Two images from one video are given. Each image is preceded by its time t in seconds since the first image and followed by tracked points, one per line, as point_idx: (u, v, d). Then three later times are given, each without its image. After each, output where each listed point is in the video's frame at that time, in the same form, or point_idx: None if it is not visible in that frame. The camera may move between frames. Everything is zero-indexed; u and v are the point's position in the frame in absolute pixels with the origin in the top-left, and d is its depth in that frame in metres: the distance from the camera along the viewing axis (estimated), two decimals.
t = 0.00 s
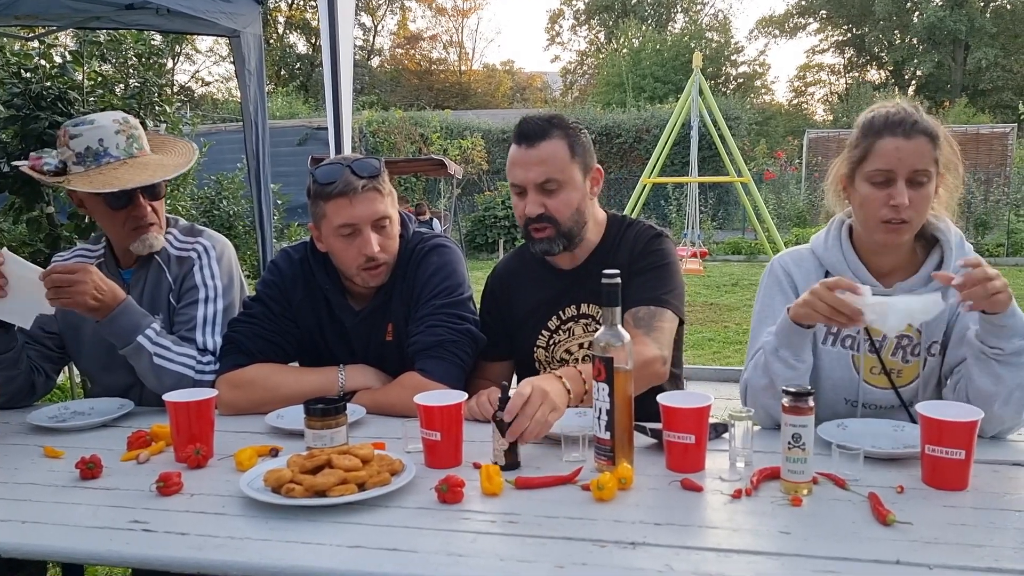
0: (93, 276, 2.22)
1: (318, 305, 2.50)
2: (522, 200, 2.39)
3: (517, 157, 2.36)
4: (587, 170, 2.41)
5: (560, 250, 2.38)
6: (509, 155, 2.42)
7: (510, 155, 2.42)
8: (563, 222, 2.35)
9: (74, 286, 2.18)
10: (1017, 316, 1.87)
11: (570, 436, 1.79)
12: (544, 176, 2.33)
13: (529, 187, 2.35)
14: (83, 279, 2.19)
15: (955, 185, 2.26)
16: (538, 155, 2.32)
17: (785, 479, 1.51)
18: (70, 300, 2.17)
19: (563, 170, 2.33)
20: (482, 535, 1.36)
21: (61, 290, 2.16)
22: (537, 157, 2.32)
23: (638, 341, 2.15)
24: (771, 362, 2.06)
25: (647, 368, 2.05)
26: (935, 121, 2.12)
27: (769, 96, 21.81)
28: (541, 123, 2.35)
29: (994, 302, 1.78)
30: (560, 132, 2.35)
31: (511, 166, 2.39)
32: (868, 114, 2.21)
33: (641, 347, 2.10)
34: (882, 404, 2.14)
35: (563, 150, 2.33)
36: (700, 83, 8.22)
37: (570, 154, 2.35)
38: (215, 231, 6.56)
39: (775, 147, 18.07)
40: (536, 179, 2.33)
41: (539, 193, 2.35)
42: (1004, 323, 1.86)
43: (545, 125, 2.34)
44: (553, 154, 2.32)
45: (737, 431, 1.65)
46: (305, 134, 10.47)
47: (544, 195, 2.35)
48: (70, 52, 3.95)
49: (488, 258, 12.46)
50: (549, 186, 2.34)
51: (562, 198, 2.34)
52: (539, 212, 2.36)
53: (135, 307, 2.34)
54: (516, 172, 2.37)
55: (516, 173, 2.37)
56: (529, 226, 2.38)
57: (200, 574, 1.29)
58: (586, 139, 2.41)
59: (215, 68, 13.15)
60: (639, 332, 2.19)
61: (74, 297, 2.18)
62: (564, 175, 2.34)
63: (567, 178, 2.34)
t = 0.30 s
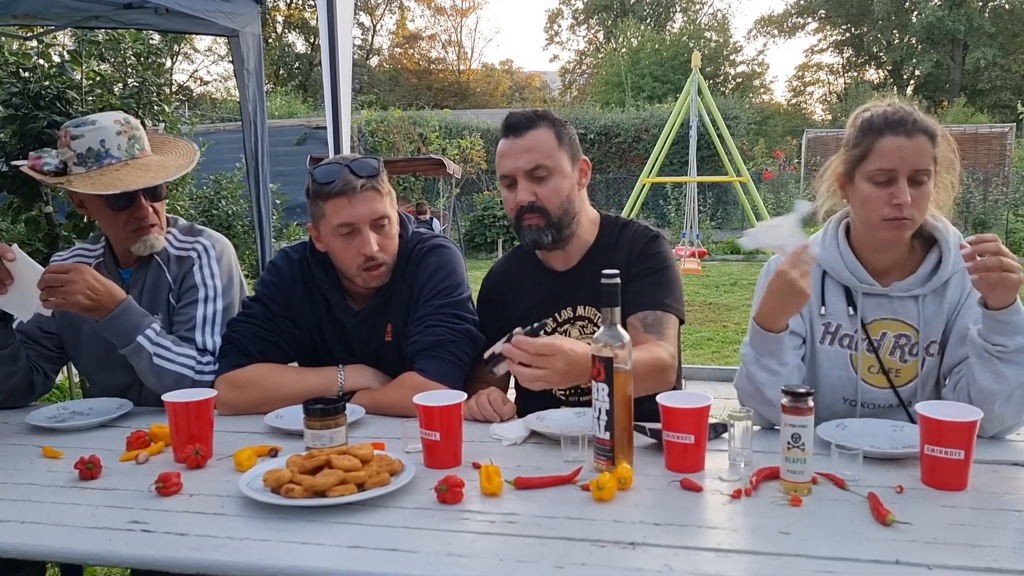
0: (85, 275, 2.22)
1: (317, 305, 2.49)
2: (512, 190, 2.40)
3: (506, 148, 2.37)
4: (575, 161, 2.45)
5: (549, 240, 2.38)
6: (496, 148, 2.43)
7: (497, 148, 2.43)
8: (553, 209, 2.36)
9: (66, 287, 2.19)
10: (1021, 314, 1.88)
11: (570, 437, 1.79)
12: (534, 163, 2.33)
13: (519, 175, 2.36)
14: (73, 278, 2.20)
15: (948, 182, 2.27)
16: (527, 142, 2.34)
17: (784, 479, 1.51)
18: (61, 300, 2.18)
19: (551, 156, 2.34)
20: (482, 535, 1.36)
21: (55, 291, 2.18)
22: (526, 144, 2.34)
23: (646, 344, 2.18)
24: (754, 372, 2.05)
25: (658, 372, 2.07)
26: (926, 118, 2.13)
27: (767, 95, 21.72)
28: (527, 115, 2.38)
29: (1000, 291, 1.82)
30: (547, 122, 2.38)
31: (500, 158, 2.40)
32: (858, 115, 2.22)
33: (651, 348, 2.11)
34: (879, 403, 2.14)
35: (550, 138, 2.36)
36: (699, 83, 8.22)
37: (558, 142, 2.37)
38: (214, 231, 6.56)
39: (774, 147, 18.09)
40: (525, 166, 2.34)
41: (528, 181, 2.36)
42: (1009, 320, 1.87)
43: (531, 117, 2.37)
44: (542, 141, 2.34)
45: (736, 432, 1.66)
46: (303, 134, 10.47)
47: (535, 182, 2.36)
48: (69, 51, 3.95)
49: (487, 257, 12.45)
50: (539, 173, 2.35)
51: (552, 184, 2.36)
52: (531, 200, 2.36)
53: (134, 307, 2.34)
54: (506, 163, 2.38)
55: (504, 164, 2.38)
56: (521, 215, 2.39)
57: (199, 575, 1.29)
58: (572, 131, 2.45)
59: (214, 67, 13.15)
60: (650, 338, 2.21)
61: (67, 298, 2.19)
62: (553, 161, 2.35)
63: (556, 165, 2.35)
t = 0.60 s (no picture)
0: (81, 276, 2.23)
1: (315, 305, 2.49)
2: (516, 183, 2.42)
3: (508, 141, 2.40)
4: (575, 155, 2.47)
5: (557, 228, 2.38)
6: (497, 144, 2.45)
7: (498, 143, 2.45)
8: (558, 201, 2.38)
9: (63, 287, 2.19)
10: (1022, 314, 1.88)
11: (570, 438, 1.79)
12: (539, 155, 2.36)
13: (523, 167, 2.38)
14: (72, 279, 2.20)
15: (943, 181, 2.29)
16: (530, 134, 2.37)
17: (785, 480, 1.50)
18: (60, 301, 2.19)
19: (555, 149, 2.38)
20: (482, 536, 1.36)
21: (52, 292, 2.18)
22: (529, 137, 2.37)
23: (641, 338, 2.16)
24: (758, 367, 2.04)
25: (654, 366, 2.04)
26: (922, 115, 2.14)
27: (767, 95, 21.66)
28: (529, 110, 2.41)
29: (1003, 290, 1.81)
30: (549, 116, 2.41)
31: (501, 152, 2.42)
32: (853, 114, 2.22)
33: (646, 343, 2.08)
34: (878, 404, 2.14)
35: (554, 131, 2.39)
36: (699, 83, 8.21)
37: (559, 135, 2.41)
38: (212, 231, 6.55)
39: (773, 147, 18.09)
40: (532, 157, 2.36)
41: (533, 173, 2.38)
42: (1010, 321, 1.87)
43: (533, 111, 2.40)
44: (545, 134, 2.37)
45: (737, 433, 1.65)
46: (301, 134, 10.45)
47: (539, 174, 2.38)
48: (67, 50, 3.94)
49: (486, 257, 12.44)
50: (543, 165, 2.37)
51: (556, 176, 2.39)
52: (536, 191, 2.38)
53: (131, 307, 2.33)
54: (508, 156, 2.40)
55: (507, 157, 2.40)
56: (526, 206, 2.40)
57: None
58: (570, 126, 2.48)
59: (212, 67, 13.13)
60: (644, 332, 2.19)
61: (63, 299, 2.19)
62: (556, 154, 2.39)
63: (561, 157, 2.39)
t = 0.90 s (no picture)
0: (85, 273, 2.24)
1: (313, 305, 2.48)
2: (515, 182, 2.41)
3: (507, 140, 2.39)
4: (574, 155, 2.47)
5: (556, 230, 2.38)
6: (496, 143, 2.45)
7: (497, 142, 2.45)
8: (557, 201, 2.38)
9: (65, 281, 2.21)
10: (1018, 314, 1.88)
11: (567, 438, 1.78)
12: (538, 154, 2.36)
13: (523, 166, 2.38)
14: (76, 275, 2.22)
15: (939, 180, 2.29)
16: (530, 133, 2.36)
17: (782, 479, 1.50)
18: (62, 295, 2.20)
19: (554, 148, 2.37)
20: (479, 536, 1.35)
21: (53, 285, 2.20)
22: (529, 136, 2.36)
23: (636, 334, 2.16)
24: (752, 376, 2.02)
25: (651, 364, 2.04)
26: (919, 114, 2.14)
27: (766, 95, 21.62)
28: (528, 109, 2.40)
29: (997, 289, 1.82)
30: (549, 116, 2.40)
31: (500, 151, 2.42)
32: (850, 114, 2.22)
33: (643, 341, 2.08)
34: (875, 404, 2.13)
35: (553, 130, 2.39)
36: (697, 82, 8.22)
37: (559, 134, 2.40)
38: (210, 231, 6.54)
39: (772, 147, 18.10)
40: (532, 156, 2.36)
41: (532, 172, 2.38)
42: (1006, 320, 1.87)
43: (533, 110, 2.39)
44: (545, 133, 2.37)
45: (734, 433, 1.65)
46: (299, 134, 10.45)
47: (539, 173, 2.38)
48: (64, 50, 3.94)
49: (485, 257, 12.44)
50: (543, 164, 2.37)
51: (555, 176, 2.39)
52: (535, 190, 2.37)
53: (129, 306, 2.32)
54: (508, 154, 2.39)
55: (507, 155, 2.39)
56: (525, 206, 2.39)
57: None
58: (569, 126, 2.48)
59: (211, 67, 13.12)
60: (640, 328, 2.18)
61: (65, 292, 2.20)
62: (556, 153, 2.38)
63: (560, 157, 2.39)
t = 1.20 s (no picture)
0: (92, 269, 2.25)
1: (313, 305, 2.48)
2: (515, 182, 2.42)
3: (507, 139, 2.39)
4: (574, 155, 2.47)
5: (555, 229, 2.38)
6: (496, 142, 2.45)
7: (497, 141, 2.45)
8: (557, 201, 2.38)
9: (73, 275, 2.20)
10: (1015, 314, 1.87)
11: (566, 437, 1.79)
12: (538, 154, 2.36)
13: (523, 166, 2.38)
14: (84, 271, 2.22)
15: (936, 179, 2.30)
16: (530, 134, 2.36)
17: (781, 479, 1.51)
18: (68, 290, 2.19)
19: (554, 148, 2.37)
20: (478, 535, 1.36)
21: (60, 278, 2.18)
22: (530, 136, 2.36)
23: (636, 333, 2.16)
24: (757, 373, 2.04)
25: (650, 362, 2.04)
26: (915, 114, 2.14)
27: (765, 95, 21.68)
28: (529, 109, 2.40)
29: (994, 290, 1.81)
30: (549, 115, 2.40)
31: (500, 150, 2.42)
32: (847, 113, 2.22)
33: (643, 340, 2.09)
34: (873, 404, 2.13)
35: (553, 131, 2.39)
36: (696, 83, 8.22)
37: (559, 134, 2.41)
38: (209, 230, 6.54)
39: (770, 147, 18.12)
40: (532, 157, 2.36)
41: (533, 172, 2.38)
42: (1003, 321, 1.86)
43: (534, 109, 2.39)
44: (545, 133, 2.37)
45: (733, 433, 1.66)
46: (298, 134, 10.45)
47: (539, 174, 2.38)
48: (63, 50, 3.94)
49: (484, 257, 12.45)
50: (543, 165, 2.37)
51: (555, 176, 2.39)
52: (534, 190, 2.38)
53: (130, 305, 2.32)
54: (509, 154, 2.39)
55: (507, 155, 2.39)
56: (523, 206, 2.40)
57: None
58: (569, 125, 2.48)
59: (210, 66, 13.12)
60: (640, 328, 2.18)
61: (71, 287, 2.20)
62: (556, 154, 2.39)
63: (560, 157, 2.39)
